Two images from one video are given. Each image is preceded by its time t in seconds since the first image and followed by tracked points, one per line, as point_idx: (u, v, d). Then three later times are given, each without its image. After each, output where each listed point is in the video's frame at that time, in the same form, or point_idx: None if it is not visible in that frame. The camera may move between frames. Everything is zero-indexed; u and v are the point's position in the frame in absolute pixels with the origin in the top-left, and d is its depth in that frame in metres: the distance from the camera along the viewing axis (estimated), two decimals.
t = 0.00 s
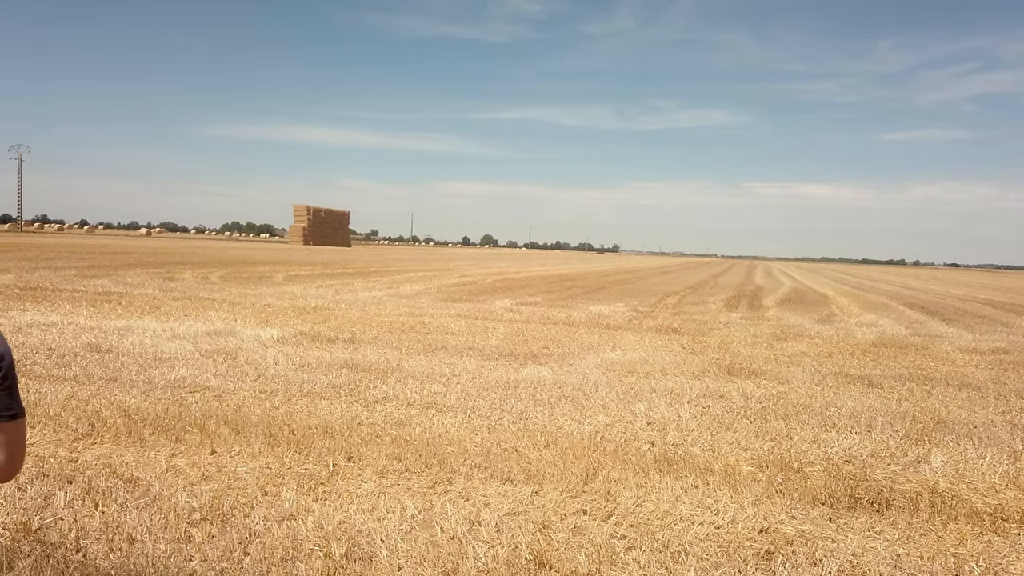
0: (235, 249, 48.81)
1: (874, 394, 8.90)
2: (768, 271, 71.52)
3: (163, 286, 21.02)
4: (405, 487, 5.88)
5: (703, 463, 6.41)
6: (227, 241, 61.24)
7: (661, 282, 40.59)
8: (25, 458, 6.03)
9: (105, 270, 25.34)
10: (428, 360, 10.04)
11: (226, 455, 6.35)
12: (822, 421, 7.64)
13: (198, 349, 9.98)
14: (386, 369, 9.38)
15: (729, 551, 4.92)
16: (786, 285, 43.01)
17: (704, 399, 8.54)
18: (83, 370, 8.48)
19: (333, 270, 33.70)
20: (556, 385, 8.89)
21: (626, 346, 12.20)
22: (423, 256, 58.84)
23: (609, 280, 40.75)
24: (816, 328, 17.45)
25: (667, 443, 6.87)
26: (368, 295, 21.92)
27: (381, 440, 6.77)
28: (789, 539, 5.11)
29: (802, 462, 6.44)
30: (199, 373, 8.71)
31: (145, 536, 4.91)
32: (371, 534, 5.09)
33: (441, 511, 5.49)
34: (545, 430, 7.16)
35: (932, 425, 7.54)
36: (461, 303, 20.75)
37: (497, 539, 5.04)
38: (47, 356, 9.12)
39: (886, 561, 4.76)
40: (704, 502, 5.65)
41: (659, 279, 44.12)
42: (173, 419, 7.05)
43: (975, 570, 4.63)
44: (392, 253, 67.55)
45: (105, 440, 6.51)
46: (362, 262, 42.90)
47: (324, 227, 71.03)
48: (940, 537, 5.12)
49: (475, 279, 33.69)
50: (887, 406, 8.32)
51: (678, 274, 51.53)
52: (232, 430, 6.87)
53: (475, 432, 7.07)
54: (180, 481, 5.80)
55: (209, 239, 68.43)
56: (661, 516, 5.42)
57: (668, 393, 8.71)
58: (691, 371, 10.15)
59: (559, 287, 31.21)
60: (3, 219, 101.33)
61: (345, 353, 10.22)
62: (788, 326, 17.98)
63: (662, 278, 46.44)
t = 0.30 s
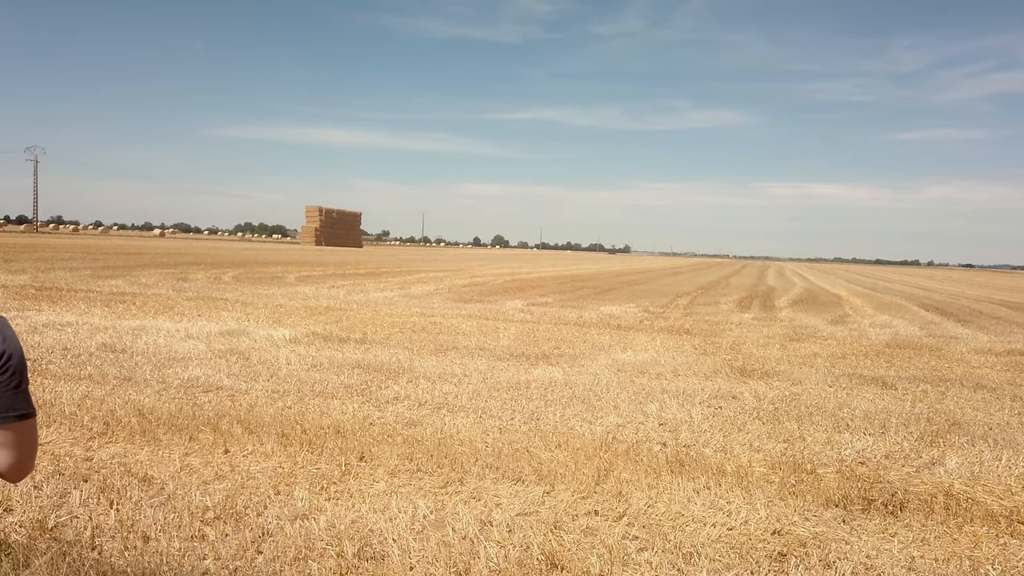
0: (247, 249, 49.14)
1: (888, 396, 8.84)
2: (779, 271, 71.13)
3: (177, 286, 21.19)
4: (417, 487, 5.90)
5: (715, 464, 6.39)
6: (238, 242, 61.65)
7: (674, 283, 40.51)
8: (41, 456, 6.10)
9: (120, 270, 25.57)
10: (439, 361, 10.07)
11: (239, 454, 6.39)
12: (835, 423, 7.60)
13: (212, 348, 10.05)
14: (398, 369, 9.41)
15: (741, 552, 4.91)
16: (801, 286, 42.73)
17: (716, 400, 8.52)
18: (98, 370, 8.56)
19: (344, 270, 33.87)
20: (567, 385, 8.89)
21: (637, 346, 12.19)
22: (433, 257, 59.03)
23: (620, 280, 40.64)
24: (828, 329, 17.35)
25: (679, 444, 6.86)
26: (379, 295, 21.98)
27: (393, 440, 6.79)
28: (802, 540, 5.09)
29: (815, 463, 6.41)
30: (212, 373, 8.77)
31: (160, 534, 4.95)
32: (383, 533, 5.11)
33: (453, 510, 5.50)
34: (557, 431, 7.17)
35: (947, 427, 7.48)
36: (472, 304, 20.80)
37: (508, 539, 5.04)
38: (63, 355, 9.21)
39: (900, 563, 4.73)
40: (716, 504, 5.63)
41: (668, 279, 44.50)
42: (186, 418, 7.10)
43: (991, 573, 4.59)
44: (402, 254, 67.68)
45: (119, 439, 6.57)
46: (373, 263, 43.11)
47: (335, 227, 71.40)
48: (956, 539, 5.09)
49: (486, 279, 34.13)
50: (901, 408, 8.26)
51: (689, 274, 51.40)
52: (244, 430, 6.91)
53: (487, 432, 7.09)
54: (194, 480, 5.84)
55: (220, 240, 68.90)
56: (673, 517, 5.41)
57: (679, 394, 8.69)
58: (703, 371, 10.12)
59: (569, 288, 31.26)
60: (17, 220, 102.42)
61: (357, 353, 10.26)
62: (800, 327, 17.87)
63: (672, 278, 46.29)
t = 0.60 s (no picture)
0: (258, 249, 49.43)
1: (903, 397, 8.78)
2: (790, 271, 70.70)
3: (191, 286, 21.34)
4: (429, 486, 5.92)
5: (728, 465, 6.37)
6: (249, 241, 62.04)
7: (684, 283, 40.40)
8: (57, 454, 6.16)
9: (134, 270, 25.75)
10: (451, 360, 10.09)
11: (252, 453, 6.43)
12: (848, 424, 7.55)
13: (225, 348, 10.11)
14: (409, 369, 9.43)
15: (754, 553, 4.89)
16: (813, 286, 42.49)
17: (729, 400, 8.49)
18: (113, 369, 8.64)
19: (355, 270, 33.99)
20: (579, 385, 8.89)
21: (649, 347, 12.16)
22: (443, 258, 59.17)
23: (632, 281, 40.53)
24: (842, 330, 17.24)
25: (691, 444, 6.84)
26: (391, 295, 22.05)
27: (404, 439, 6.81)
28: (816, 542, 5.06)
29: (828, 464, 6.37)
30: (226, 372, 8.82)
31: (174, 532, 4.99)
32: (395, 532, 5.12)
33: (465, 510, 5.51)
34: (568, 431, 7.17)
35: (962, 429, 7.42)
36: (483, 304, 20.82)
37: (520, 539, 5.05)
38: (78, 354, 9.29)
39: (915, 565, 4.70)
40: (729, 505, 5.61)
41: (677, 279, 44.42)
42: (200, 417, 7.15)
43: None
44: (412, 254, 67.83)
45: (134, 437, 6.63)
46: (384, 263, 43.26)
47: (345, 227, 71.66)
48: (971, 542, 5.05)
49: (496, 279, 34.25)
50: (915, 409, 8.20)
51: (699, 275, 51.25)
52: (258, 429, 6.96)
53: (499, 432, 7.10)
54: (207, 478, 5.89)
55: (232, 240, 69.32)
56: (686, 518, 5.39)
57: (692, 394, 8.67)
58: (715, 372, 10.09)
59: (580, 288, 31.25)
60: (31, 220, 103.40)
61: (369, 353, 10.30)
62: (813, 327, 17.76)
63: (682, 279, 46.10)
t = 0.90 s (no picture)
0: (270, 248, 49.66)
1: (918, 398, 8.71)
2: (801, 271, 70.31)
3: (204, 284, 21.47)
4: (441, 485, 5.93)
5: (741, 465, 6.34)
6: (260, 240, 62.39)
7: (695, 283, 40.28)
8: (73, 451, 6.23)
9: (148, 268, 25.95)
10: (463, 359, 10.10)
11: (266, 451, 6.47)
12: (863, 425, 7.50)
13: (238, 346, 10.17)
14: (421, 367, 9.45)
15: (768, 555, 4.87)
16: (825, 286, 42.24)
17: (742, 401, 8.46)
18: (128, 367, 8.71)
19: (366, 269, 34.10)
20: (591, 385, 8.87)
21: (661, 346, 12.13)
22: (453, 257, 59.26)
23: (643, 280, 40.44)
24: (855, 330, 17.13)
25: (704, 445, 6.82)
26: (402, 294, 22.11)
27: (416, 438, 6.83)
28: (829, 544, 5.03)
29: (842, 466, 6.34)
30: (239, 370, 8.87)
31: (188, 529, 5.03)
32: (407, 530, 5.14)
33: (477, 509, 5.52)
34: (580, 431, 7.16)
35: (978, 430, 7.35)
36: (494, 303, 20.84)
37: (532, 538, 5.05)
38: (93, 352, 9.38)
39: (930, 567, 4.66)
40: (741, 505, 5.59)
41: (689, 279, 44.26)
42: (214, 415, 7.20)
43: None
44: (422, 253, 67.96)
45: (149, 434, 6.68)
46: (395, 262, 43.37)
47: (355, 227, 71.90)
48: (987, 544, 5.00)
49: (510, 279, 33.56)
50: (931, 411, 8.13)
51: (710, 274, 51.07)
52: (270, 427, 6.99)
53: (510, 431, 7.10)
54: (221, 475, 5.93)
55: (243, 239, 69.70)
56: (698, 519, 5.38)
57: (704, 394, 8.64)
58: (728, 372, 10.05)
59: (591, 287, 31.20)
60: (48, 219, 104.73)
61: (381, 351, 10.32)
62: (826, 327, 17.65)
63: (693, 279, 45.86)
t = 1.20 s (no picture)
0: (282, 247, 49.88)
1: (932, 400, 8.64)
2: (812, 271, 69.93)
3: (216, 283, 21.58)
4: (452, 484, 5.94)
5: (753, 466, 6.32)
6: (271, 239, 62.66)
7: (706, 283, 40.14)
8: (88, 448, 6.28)
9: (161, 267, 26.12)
10: (474, 359, 10.11)
11: (278, 449, 6.50)
12: (876, 426, 7.45)
13: (251, 345, 10.23)
14: (432, 367, 9.47)
15: (781, 556, 4.85)
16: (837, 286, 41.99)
17: (753, 402, 8.43)
18: (142, 365, 8.78)
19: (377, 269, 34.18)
20: (602, 385, 8.86)
21: (673, 346, 12.10)
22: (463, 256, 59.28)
23: (654, 279, 40.33)
24: (868, 331, 17.02)
25: (715, 445, 6.80)
26: (413, 293, 22.15)
27: (428, 437, 6.85)
28: (843, 545, 5.01)
29: (855, 467, 6.30)
30: (251, 369, 8.92)
31: (201, 527, 5.06)
32: (419, 530, 5.15)
33: (488, 508, 5.53)
34: (591, 431, 7.16)
35: (993, 432, 7.29)
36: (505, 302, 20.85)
37: (543, 538, 5.05)
38: (108, 350, 9.46)
39: (944, 569, 4.63)
40: (754, 506, 5.57)
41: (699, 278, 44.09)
42: (226, 413, 7.25)
43: None
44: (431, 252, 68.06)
45: (163, 432, 6.73)
46: (405, 261, 43.41)
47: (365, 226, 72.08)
48: (1002, 547, 4.96)
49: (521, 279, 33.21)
50: (946, 412, 8.06)
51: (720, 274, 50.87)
52: (283, 425, 7.03)
53: (522, 431, 7.11)
54: (233, 474, 5.96)
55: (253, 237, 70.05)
56: (710, 519, 5.36)
57: (716, 395, 8.61)
58: (740, 372, 10.02)
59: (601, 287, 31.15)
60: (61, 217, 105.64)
61: (392, 351, 10.35)
62: (838, 328, 17.54)
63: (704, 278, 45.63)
